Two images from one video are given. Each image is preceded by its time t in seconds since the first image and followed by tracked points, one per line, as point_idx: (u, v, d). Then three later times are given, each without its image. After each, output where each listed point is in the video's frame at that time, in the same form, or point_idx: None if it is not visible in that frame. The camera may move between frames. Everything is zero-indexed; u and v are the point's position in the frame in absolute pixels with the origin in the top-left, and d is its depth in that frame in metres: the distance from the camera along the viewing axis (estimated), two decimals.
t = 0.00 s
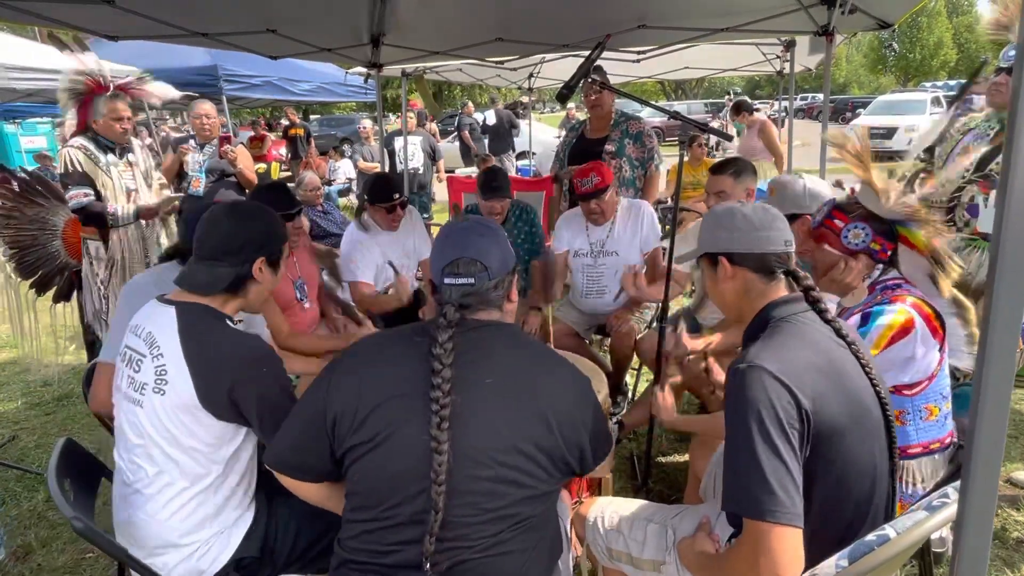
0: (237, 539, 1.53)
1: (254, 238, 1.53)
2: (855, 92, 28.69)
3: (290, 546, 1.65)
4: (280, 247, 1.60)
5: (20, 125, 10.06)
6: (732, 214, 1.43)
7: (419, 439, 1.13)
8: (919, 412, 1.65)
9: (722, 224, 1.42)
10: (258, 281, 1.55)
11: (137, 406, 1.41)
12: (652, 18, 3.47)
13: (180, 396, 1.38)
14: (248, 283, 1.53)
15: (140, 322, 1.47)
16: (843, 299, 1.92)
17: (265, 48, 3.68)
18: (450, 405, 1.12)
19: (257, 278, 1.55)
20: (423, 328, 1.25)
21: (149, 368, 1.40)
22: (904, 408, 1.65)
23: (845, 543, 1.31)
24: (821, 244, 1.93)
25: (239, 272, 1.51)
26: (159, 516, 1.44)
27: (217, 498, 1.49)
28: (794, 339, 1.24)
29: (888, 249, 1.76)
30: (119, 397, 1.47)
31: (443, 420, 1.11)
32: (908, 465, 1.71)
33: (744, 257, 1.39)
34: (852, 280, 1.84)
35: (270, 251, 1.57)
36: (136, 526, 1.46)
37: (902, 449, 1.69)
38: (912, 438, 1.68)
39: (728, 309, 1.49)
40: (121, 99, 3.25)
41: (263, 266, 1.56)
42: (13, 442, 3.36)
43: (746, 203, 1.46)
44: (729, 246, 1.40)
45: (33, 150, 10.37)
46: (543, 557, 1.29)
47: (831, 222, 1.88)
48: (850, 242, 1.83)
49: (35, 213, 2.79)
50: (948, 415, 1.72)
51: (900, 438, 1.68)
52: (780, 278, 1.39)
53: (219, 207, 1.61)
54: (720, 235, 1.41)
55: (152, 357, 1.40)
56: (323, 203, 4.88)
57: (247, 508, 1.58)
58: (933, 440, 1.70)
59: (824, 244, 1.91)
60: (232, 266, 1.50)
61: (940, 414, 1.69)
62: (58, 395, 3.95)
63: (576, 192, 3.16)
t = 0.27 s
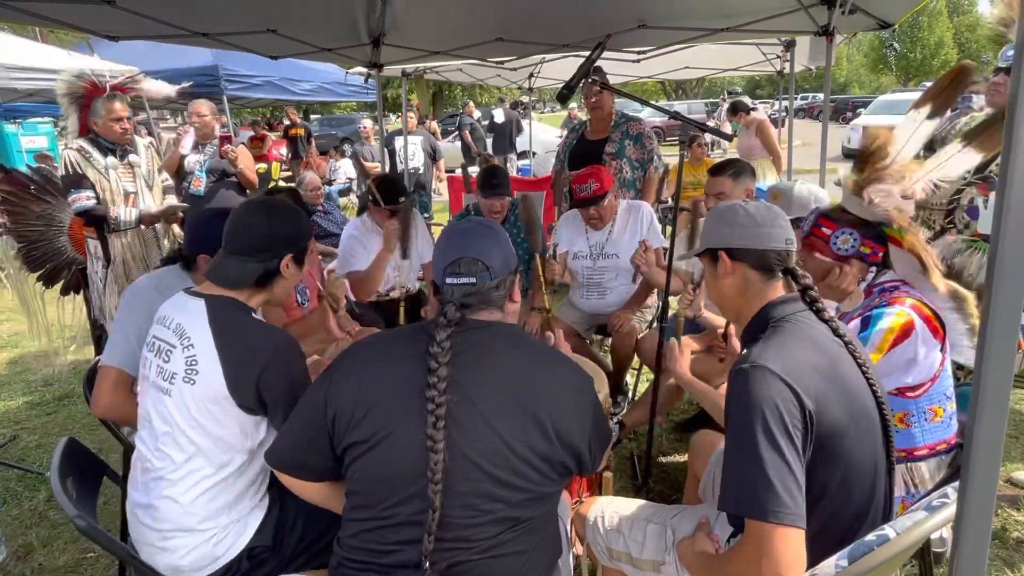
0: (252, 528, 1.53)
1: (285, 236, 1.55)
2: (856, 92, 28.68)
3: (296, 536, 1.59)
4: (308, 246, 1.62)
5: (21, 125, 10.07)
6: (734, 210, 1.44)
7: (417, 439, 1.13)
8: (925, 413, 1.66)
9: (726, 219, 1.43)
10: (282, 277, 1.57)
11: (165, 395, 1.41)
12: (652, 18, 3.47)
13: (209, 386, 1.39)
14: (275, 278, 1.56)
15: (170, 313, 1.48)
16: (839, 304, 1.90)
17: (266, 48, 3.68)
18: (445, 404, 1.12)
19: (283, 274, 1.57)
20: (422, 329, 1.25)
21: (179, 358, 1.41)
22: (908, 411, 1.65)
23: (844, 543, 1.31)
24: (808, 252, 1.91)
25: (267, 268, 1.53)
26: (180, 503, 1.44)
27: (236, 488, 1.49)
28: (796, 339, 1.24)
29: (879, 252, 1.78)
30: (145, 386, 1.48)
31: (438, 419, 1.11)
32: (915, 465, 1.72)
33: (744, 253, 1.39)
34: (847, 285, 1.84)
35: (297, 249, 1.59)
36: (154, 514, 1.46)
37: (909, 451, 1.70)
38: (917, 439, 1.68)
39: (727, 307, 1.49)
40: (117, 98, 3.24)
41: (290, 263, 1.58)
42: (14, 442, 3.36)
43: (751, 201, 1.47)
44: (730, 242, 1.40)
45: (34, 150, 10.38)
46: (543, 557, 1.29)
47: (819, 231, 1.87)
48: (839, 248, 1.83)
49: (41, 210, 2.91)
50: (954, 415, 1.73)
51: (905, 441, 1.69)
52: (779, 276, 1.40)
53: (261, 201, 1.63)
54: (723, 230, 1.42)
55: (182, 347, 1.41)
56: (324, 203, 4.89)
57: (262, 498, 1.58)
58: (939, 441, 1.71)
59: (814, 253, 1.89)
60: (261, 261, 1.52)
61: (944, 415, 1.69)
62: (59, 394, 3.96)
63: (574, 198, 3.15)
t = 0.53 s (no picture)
0: (252, 526, 1.54)
1: (300, 249, 1.54)
2: (857, 91, 28.67)
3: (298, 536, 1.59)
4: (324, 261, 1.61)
5: (22, 125, 10.08)
6: (738, 210, 1.42)
7: (421, 441, 1.13)
8: (930, 414, 1.65)
9: (729, 219, 1.41)
10: (292, 288, 1.56)
11: (170, 393, 1.41)
12: (654, 18, 3.47)
13: (213, 387, 1.39)
14: (285, 289, 1.55)
15: (178, 312, 1.48)
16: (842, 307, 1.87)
17: (267, 48, 3.68)
18: (452, 407, 1.13)
19: (295, 286, 1.57)
20: (426, 330, 1.25)
21: (185, 356, 1.40)
22: (913, 412, 1.65)
23: (846, 543, 1.31)
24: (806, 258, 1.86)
25: (280, 277, 1.52)
26: (183, 501, 1.44)
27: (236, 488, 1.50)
28: (799, 338, 1.24)
29: (878, 253, 1.76)
30: (149, 382, 1.47)
31: (446, 421, 1.11)
32: (921, 468, 1.71)
33: (748, 252, 1.39)
34: (846, 288, 1.82)
35: (313, 262, 1.58)
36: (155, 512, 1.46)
37: (914, 453, 1.69)
38: (922, 440, 1.68)
39: (729, 306, 1.48)
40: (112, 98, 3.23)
41: (302, 277, 1.57)
42: (15, 441, 3.36)
43: (752, 201, 1.45)
44: (734, 241, 1.39)
45: (34, 150, 10.39)
46: (546, 558, 1.29)
47: (816, 235, 1.83)
48: (837, 251, 1.79)
49: (41, 207, 2.89)
50: (958, 415, 1.72)
51: (911, 442, 1.68)
52: (781, 276, 1.41)
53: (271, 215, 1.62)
54: (727, 230, 1.40)
55: (189, 346, 1.41)
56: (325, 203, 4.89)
57: (261, 498, 1.59)
58: (945, 442, 1.70)
59: (814, 258, 1.84)
60: (278, 268, 1.52)
61: (949, 415, 1.69)
62: (60, 394, 3.96)
63: (575, 200, 3.14)
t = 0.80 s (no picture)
0: (241, 537, 1.54)
1: (272, 242, 1.55)
2: (857, 91, 28.65)
3: (293, 544, 1.63)
4: (296, 256, 1.61)
5: (22, 124, 10.07)
6: (741, 208, 1.43)
7: (420, 441, 1.13)
8: (923, 412, 1.66)
9: (733, 216, 1.42)
10: (269, 285, 1.55)
11: (146, 404, 1.41)
12: (654, 17, 3.46)
13: (193, 395, 1.38)
14: (261, 287, 1.53)
15: (154, 320, 1.47)
16: (847, 299, 1.91)
17: (268, 47, 3.68)
18: (450, 407, 1.12)
19: (271, 282, 1.55)
20: (423, 330, 1.25)
21: (163, 366, 1.40)
22: (907, 409, 1.65)
23: (847, 542, 1.31)
24: (825, 242, 1.90)
25: (252, 275, 1.52)
26: (165, 513, 1.43)
27: (220, 496, 1.50)
28: (798, 335, 1.24)
29: (893, 250, 1.75)
30: (124, 395, 1.47)
31: (444, 422, 1.11)
32: (913, 466, 1.71)
33: (753, 250, 1.38)
34: (855, 280, 1.85)
35: (285, 256, 1.58)
36: (139, 524, 1.46)
37: (906, 450, 1.69)
38: (914, 438, 1.68)
39: (730, 304, 1.49)
40: (105, 96, 3.17)
41: (275, 271, 1.56)
42: (15, 441, 3.36)
43: (756, 198, 1.46)
44: (739, 238, 1.39)
45: (34, 150, 10.39)
46: (546, 557, 1.29)
47: (836, 223, 1.85)
48: (854, 241, 1.81)
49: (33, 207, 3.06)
50: (952, 416, 1.72)
51: (903, 438, 1.68)
52: (785, 273, 1.40)
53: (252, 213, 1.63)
54: (733, 227, 1.41)
55: (167, 355, 1.40)
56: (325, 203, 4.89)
57: (249, 505, 1.59)
58: (937, 441, 1.70)
59: (830, 244, 1.89)
60: (249, 265, 1.51)
61: (942, 415, 1.69)
62: (61, 393, 3.96)
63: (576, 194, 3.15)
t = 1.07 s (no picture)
0: (228, 548, 1.53)
1: (239, 248, 1.54)
2: (858, 91, 28.64)
3: (289, 550, 1.65)
4: (266, 257, 1.60)
5: (23, 124, 10.08)
6: (731, 210, 1.43)
7: (421, 441, 1.13)
8: (925, 411, 1.65)
9: (723, 220, 1.41)
10: (242, 290, 1.54)
11: (124, 419, 1.40)
12: (655, 16, 3.45)
13: (173, 407, 1.38)
14: (234, 292, 1.53)
15: (133, 333, 1.47)
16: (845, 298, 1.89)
17: (268, 47, 3.68)
18: (451, 406, 1.12)
19: (244, 285, 1.55)
20: (424, 329, 1.24)
21: (140, 380, 1.40)
22: (908, 407, 1.65)
23: (847, 540, 1.30)
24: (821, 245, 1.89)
25: (223, 283, 1.51)
26: (150, 528, 1.43)
27: (203, 510, 1.49)
28: (796, 333, 1.23)
29: (891, 249, 1.76)
30: (102, 410, 1.46)
31: (444, 421, 1.10)
32: (913, 464, 1.72)
33: (744, 252, 1.38)
34: (855, 279, 1.83)
35: (253, 259, 1.57)
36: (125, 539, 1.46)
37: (907, 449, 1.70)
38: (916, 437, 1.68)
39: (725, 306, 1.48)
40: (101, 95, 3.18)
41: (246, 274, 1.55)
42: (16, 441, 3.36)
43: (747, 201, 1.45)
44: (730, 241, 1.39)
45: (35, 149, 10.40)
46: (546, 557, 1.29)
47: (833, 223, 1.84)
48: (852, 241, 1.81)
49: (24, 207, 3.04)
50: (952, 414, 1.72)
51: (905, 438, 1.68)
52: (779, 274, 1.39)
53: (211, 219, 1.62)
54: (723, 230, 1.40)
55: (145, 368, 1.40)
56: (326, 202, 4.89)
57: (237, 515, 1.58)
58: (938, 440, 1.70)
59: (826, 245, 1.88)
60: (219, 273, 1.50)
61: (944, 414, 1.69)
62: (62, 393, 3.96)
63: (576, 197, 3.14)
